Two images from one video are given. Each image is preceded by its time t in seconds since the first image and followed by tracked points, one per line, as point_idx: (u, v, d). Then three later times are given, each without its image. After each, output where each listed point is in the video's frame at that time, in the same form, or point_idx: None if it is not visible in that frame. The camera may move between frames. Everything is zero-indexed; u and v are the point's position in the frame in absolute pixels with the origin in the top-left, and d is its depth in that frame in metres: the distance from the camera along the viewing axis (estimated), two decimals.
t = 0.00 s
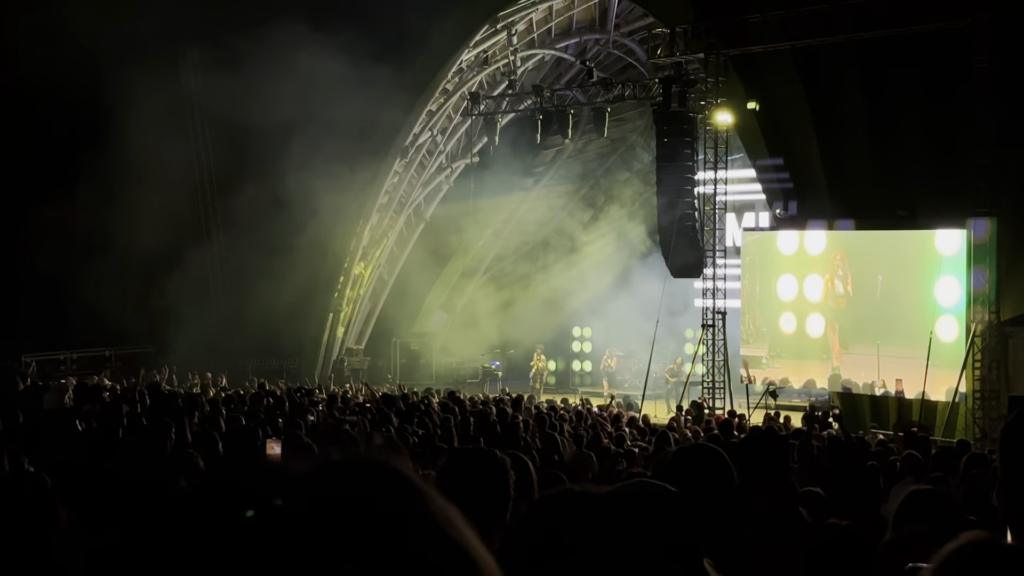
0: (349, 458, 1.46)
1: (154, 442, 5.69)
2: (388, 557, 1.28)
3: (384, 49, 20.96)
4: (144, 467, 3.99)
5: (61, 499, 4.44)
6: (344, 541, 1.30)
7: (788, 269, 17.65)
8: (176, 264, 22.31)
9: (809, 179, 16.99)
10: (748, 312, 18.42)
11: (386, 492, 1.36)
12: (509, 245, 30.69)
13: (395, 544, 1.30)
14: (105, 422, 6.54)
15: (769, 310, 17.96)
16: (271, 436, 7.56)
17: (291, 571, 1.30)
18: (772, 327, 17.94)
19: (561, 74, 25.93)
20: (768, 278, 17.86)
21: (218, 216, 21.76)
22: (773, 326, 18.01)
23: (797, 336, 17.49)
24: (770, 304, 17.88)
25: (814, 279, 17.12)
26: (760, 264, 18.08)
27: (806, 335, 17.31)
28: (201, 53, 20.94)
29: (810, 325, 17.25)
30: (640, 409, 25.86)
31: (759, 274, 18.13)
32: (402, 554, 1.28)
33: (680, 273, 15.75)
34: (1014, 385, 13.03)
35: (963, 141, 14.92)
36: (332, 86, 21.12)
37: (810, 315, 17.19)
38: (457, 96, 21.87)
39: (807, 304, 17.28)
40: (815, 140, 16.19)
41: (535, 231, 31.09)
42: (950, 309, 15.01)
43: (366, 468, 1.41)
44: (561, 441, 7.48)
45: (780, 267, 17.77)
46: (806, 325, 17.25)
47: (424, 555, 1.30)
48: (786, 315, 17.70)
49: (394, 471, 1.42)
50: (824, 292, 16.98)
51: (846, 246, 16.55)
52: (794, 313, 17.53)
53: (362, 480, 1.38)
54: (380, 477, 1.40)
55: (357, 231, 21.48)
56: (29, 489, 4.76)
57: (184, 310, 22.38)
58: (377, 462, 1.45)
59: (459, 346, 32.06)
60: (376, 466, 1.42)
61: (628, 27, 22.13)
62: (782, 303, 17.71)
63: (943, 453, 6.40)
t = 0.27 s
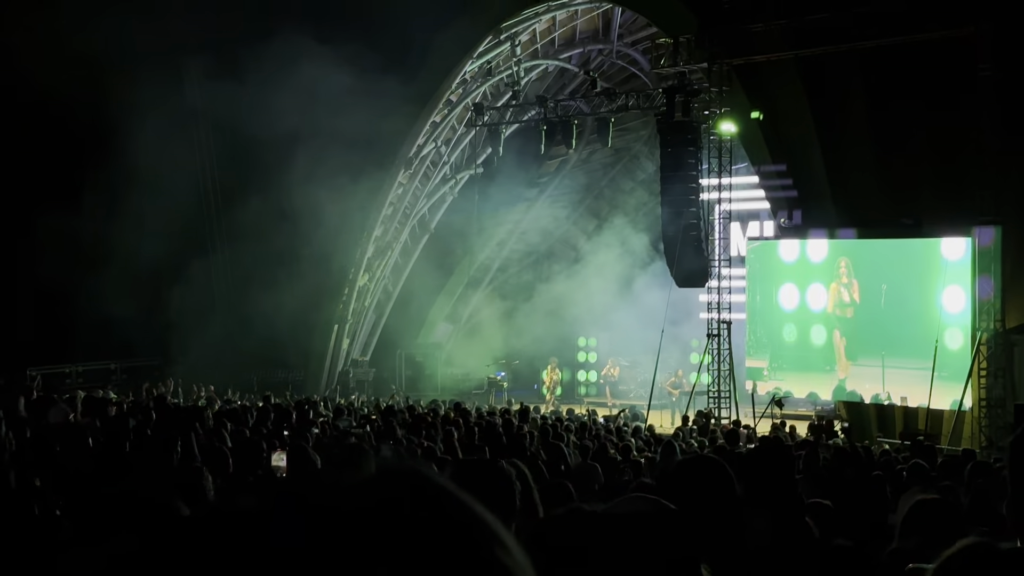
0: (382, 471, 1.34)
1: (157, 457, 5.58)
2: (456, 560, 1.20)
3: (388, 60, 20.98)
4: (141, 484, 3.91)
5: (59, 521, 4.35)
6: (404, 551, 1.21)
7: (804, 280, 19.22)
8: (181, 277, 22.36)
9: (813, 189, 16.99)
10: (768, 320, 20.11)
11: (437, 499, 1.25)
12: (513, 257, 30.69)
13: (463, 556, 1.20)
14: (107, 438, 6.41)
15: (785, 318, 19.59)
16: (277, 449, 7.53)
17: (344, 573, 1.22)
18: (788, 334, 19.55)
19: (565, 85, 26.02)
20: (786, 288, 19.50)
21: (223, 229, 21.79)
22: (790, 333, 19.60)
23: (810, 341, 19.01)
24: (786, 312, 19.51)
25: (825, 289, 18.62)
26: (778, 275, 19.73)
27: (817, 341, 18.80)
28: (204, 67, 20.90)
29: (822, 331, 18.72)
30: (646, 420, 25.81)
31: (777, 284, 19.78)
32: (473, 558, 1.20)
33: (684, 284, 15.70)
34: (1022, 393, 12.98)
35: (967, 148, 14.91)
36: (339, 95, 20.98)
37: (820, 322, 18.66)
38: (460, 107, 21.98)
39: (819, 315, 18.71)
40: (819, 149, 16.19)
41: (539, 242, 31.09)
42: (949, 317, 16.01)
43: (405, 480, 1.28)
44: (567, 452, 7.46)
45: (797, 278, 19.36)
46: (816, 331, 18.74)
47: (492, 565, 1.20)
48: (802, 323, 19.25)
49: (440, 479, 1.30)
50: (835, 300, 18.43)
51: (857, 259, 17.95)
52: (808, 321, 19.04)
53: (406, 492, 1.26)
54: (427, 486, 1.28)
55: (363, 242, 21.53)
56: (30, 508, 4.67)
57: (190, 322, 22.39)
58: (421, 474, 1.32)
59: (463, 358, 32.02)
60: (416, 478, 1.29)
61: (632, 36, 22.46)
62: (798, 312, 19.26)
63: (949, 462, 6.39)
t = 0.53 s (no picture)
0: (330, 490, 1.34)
1: (158, 471, 5.59)
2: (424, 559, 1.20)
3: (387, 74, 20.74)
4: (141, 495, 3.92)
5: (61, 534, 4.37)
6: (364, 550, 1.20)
7: (796, 292, 18.79)
8: (183, 289, 22.38)
9: (814, 197, 16.97)
10: (758, 335, 19.61)
11: (409, 506, 1.24)
12: (515, 268, 30.70)
13: (431, 555, 1.20)
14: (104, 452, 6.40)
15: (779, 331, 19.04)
16: (277, 462, 7.51)
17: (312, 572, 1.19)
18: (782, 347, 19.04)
19: (565, 96, 26.12)
20: (777, 302, 19.04)
21: (224, 241, 21.84)
22: (784, 347, 19.09)
23: (805, 356, 18.60)
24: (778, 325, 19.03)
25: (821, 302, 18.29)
26: (769, 288, 19.26)
27: (812, 357, 18.41)
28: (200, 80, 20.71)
29: (820, 344, 18.33)
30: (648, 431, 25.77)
31: (768, 297, 19.30)
32: (436, 554, 1.20)
33: (686, 294, 15.76)
34: None
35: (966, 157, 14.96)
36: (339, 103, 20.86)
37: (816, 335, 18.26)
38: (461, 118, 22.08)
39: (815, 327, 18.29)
40: (820, 159, 16.23)
41: (541, 253, 31.09)
42: (951, 330, 15.92)
43: (364, 497, 1.27)
44: (568, 463, 7.44)
45: (788, 290, 18.94)
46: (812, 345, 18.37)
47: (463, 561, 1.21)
48: (797, 336, 18.83)
49: (403, 492, 1.28)
50: (831, 312, 18.14)
51: (853, 270, 17.71)
52: (803, 334, 18.63)
53: (372, 502, 1.25)
54: (391, 501, 1.25)
55: (364, 253, 21.56)
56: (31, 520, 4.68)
57: (191, 335, 22.39)
58: (393, 488, 1.29)
59: (465, 370, 31.97)
60: (391, 494, 1.26)
61: (631, 47, 22.39)
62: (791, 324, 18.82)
63: (951, 471, 6.38)
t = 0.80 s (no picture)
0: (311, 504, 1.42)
1: (160, 486, 5.61)
2: (380, 563, 1.25)
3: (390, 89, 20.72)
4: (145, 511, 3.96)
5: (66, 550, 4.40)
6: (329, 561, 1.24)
7: (795, 305, 16.57)
8: (187, 304, 22.43)
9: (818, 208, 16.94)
10: (760, 353, 16.93)
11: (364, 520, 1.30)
12: (518, 281, 30.73)
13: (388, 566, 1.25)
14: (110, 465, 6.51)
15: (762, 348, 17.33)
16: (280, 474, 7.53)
17: None
18: (782, 365, 16.54)
19: (567, 110, 26.24)
20: (777, 314, 16.70)
21: (227, 256, 21.85)
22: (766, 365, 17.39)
23: (804, 374, 16.32)
24: (776, 340, 16.67)
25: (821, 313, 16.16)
26: (772, 300, 16.77)
27: (810, 373, 16.21)
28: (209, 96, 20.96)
29: (823, 361, 16.02)
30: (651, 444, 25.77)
31: (771, 310, 16.79)
32: (388, 560, 1.26)
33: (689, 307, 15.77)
34: None
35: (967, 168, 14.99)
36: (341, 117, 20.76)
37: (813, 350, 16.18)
38: (464, 132, 22.19)
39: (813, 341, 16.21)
40: (821, 171, 16.28)
41: (544, 267, 31.12)
42: (945, 340, 14.55)
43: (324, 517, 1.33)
44: (572, 477, 7.42)
45: (785, 303, 16.69)
46: (809, 361, 16.19)
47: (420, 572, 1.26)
48: (799, 353, 16.41)
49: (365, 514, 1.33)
50: (831, 325, 16.01)
51: (856, 279, 15.77)
52: (805, 350, 16.36)
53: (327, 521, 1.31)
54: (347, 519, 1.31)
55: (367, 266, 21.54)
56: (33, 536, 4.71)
57: (195, 349, 22.42)
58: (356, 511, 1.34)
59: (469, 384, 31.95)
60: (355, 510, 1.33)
61: (634, 60, 22.32)
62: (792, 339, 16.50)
63: (954, 484, 6.37)
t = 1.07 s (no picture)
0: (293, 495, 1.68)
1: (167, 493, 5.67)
2: (360, 564, 1.43)
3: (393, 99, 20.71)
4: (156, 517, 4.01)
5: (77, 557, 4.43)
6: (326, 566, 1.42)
7: (794, 312, 16.10)
8: (189, 313, 22.45)
9: (820, 218, 16.83)
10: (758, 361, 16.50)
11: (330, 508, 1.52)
12: (521, 291, 30.90)
13: (357, 552, 1.44)
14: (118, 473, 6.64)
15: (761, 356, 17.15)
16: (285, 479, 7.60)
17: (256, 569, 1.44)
18: (781, 374, 16.17)
19: (570, 119, 26.39)
20: (776, 322, 16.24)
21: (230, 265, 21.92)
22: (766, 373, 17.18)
23: (804, 384, 15.93)
24: (775, 348, 16.24)
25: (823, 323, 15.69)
26: (772, 307, 16.29)
27: (812, 383, 15.81)
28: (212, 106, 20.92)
29: (824, 370, 15.65)
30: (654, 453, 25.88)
31: (770, 318, 16.32)
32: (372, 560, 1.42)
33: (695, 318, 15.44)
34: None
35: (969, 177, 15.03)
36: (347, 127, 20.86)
37: (814, 360, 15.77)
38: (466, 141, 22.32)
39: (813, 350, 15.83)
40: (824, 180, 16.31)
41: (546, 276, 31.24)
42: (952, 353, 14.08)
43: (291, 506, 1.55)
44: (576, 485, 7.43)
45: (783, 310, 16.21)
46: (810, 371, 15.82)
47: (384, 562, 1.45)
48: (799, 362, 15.99)
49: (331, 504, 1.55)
50: (833, 334, 15.56)
51: (859, 287, 15.24)
52: (806, 360, 15.92)
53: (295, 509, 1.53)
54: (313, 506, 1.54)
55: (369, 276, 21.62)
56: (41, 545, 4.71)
57: (198, 359, 22.46)
58: (325, 501, 1.57)
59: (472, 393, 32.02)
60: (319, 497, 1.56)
61: (637, 69, 22.57)
62: (793, 348, 16.05)
63: (958, 492, 6.38)
